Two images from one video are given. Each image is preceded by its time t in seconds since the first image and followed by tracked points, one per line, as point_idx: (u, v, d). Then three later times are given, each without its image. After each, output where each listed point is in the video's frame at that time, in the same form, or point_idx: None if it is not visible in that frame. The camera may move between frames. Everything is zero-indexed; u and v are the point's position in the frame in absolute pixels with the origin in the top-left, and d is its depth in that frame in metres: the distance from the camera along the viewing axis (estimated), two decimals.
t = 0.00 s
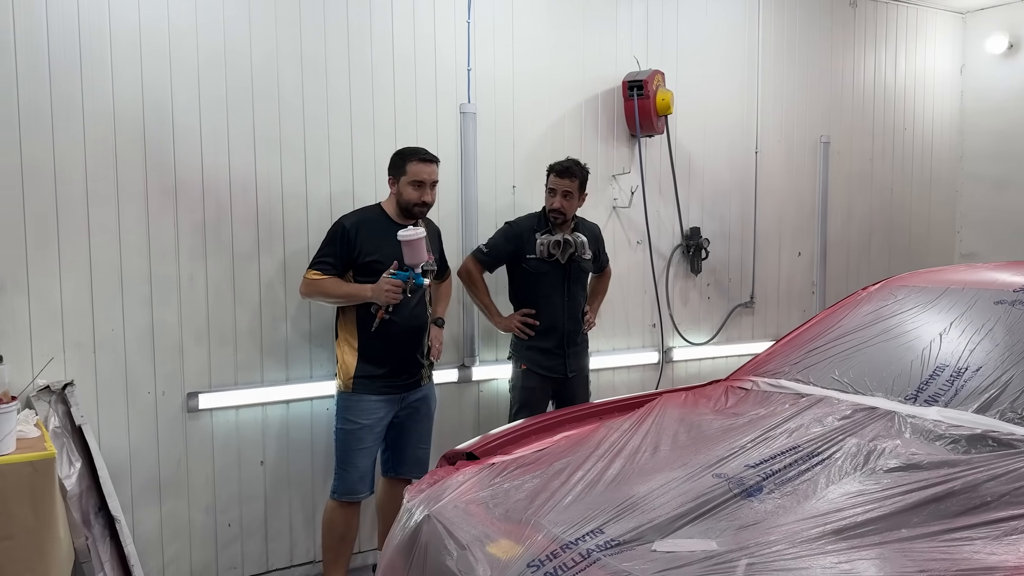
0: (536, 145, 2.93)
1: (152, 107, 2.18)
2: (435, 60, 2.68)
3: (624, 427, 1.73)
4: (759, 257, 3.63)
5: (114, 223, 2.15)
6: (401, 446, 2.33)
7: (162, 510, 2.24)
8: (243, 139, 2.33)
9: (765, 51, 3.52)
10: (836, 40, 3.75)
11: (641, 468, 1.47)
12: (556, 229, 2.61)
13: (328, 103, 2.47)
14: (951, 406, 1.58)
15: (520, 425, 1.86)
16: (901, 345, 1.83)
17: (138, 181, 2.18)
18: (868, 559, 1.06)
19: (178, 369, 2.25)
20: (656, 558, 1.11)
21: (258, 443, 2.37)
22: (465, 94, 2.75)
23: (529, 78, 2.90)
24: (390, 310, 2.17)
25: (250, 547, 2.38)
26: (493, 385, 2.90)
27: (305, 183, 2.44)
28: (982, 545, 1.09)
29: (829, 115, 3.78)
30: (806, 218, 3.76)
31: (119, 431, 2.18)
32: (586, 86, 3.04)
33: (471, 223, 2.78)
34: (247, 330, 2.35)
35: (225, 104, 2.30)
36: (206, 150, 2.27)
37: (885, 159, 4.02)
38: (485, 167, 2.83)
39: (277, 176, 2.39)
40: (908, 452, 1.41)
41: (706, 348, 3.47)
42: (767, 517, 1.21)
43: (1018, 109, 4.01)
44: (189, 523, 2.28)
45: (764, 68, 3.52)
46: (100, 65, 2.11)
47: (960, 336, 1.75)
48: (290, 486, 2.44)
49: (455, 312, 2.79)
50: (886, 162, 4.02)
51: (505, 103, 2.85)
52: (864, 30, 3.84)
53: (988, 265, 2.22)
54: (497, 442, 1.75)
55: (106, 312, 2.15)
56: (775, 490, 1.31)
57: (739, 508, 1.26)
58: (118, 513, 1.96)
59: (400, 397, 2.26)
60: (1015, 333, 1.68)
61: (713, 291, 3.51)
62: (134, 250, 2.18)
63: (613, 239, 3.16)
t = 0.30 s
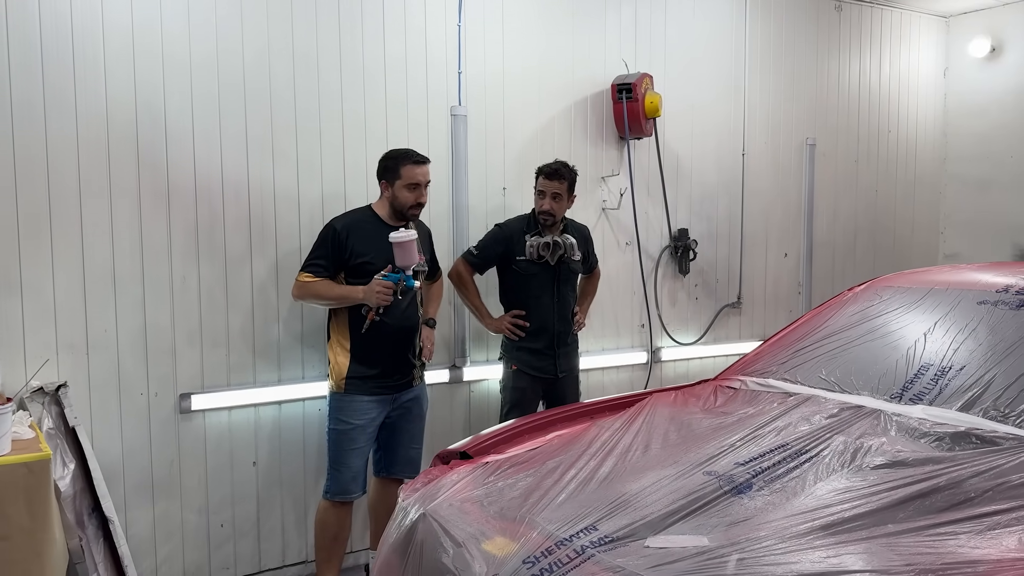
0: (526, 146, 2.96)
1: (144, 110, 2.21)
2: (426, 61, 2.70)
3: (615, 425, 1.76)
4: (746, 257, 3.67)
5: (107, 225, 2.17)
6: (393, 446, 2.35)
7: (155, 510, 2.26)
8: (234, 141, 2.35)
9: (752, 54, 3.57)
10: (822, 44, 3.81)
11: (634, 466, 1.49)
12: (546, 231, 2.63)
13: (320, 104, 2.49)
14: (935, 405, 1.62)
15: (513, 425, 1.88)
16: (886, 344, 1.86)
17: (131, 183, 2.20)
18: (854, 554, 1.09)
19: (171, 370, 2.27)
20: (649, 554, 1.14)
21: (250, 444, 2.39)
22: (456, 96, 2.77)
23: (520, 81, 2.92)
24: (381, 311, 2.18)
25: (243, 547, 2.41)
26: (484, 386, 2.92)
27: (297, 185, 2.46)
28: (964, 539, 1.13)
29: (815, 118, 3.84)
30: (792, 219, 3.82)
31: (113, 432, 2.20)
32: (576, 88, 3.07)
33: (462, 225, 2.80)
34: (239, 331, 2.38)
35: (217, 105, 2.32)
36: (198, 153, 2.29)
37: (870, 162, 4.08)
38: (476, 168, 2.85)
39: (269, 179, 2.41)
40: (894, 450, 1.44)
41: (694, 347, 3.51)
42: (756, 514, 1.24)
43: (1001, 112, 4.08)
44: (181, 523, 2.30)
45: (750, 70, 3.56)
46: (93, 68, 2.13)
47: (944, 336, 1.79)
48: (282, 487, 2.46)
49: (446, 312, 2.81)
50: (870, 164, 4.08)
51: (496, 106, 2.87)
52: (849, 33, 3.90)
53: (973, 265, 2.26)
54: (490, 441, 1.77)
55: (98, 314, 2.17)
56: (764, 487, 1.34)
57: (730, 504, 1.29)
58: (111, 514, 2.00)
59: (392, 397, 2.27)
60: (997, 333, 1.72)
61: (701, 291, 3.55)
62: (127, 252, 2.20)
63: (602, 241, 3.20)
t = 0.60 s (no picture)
0: (522, 150, 2.98)
1: (141, 116, 2.22)
2: (422, 65, 2.71)
3: (612, 427, 1.78)
4: (739, 260, 3.71)
5: (104, 230, 2.19)
6: (390, 449, 2.35)
7: (152, 513, 2.28)
8: (231, 146, 2.36)
9: (744, 59, 3.60)
10: (813, 49, 3.85)
11: (632, 467, 1.51)
12: (541, 234, 2.65)
13: (316, 109, 2.50)
14: (928, 405, 1.65)
15: (511, 427, 1.90)
16: (880, 346, 1.89)
17: (128, 188, 2.21)
18: (851, 552, 1.11)
19: (168, 374, 2.29)
20: (649, 553, 1.15)
21: (247, 448, 2.41)
22: (451, 101, 2.78)
23: (515, 85, 2.94)
24: (379, 316, 2.19)
25: (240, 550, 2.42)
26: (480, 389, 2.93)
27: (293, 189, 2.47)
28: (958, 537, 1.15)
29: (806, 123, 3.88)
30: (784, 223, 3.85)
31: (110, 436, 2.21)
32: (570, 93, 3.09)
33: (458, 228, 2.81)
34: (236, 335, 2.39)
35: (214, 110, 2.32)
36: (195, 158, 2.30)
37: (861, 166, 4.12)
38: (472, 172, 2.86)
39: (266, 183, 2.42)
40: (888, 450, 1.47)
41: (687, 350, 3.54)
42: (754, 513, 1.26)
43: (990, 116, 4.14)
44: (179, 527, 2.32)
45: (742, 75, 3.60)
46: (91, 74, 2.14)
47: (936, 338, 1.81)
48: (279, 490, 2.48)
49: (442, 316, 2.81)
50: (861, 168, 4.12)
51: (491, 110, 2.89)
52: (840, 38, 3.95)
53: (964, 268, 2.30)
54: (488, 444, 1.78)
55: (96, 319, 2.18)
56: (761, 487, 1.36)
57: (727, 504, 1.31)
58: (109, 518, 2.01)
59: (389, 401, 2.28)
60: (988, 335, 1.74)
61: (695, 295, 3.57)
62: (125, 257, 2.22)
63: (597, 244, 3.22)
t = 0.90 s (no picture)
0: (516, 152, 2.98)
1: (135, 118, 2.21)
2: (416, 67, 2.71)
3: (609, 428, 1.79)
4: (731, 262, 3.73)
5: (98, 232, 2.18)
6: (386, 452, 2.35)
7: (147, 516, 2.27)
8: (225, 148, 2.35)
9: (736, 62, 3.63)
10: (804, 52, 3.88)
11: (630, 467, 1.52)
12: (535, 236, 2.65)
13: (310, 110, 2.50)
14: (922, 405, 1.66)
15: (508, 428, 1.90)
16: (873, 347, 1.90)
17: (123, 190, 2.20)
18: (848, 550, 1.12)
19: (163, 377, 2.28)
20: (648, 552, 1.16)
21: (242, 450, 2.40)
22: (445, 103, 2.79)
23: (509, 88, 2.95)
24: (375, 318, 2.20)
25: (235, 553, 2.41)
26: (475, 391, 2.93)
27: (288, 191, 2.46)
28: (954, 535, 1.16)
29: (797, 125, 3.91)
30: (776, 225, 3.88)
31: (105, 439, 2.21)
32: (564, 95, 3.10)
33: (453, 230, 2.81)
34: (231, 338, 2.38)
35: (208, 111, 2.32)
36: (190, 160, 2.30)
37: (851, 168, 4.15)
38: (467, 174, 2.86)
39: (260, 185, 2.41)
40: (883, 449, 1.48)
41: (681, 351, 3.55)
42: (752, 512, 1.27)
43: (980, 119, 4.19)
44: (173, 530, 2.31)
45: (734, 77, 3.62)
46: (85, 77, 2.14)
47: (929, 338, 1.83)
48: (274, 493, 2.47)
49: (437, 318, 2.82)
50: (852, 170, 4.16)
51: (485, 112, 2.89)
52: (830, 41, 3.98)
53: (956, 269, 2.32)
54: (485, 445, 1.79)
55: (90, 321, 2.17)
56: (759, 486, 1.37)
57: (725, 503, 1.31)
58: (104, 522, 2.01)
59: (384, 403, 2.28)
60: (980, 335, 1.76)
61: (688, 296, 3.59)
62: (119, 259, 2.21)
63: (590, 246, 3.22)
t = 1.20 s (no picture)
0: (512, 153, 2.99)
1: (132, 118, 2.21)
2: (413, 67, 2.71)
3: (607, 427, 1.80)
4: (726, 262, 3.74)
5: (94, 232, 2.17)
6: (383, 452, 2.35)
7: (144, 517, 2.26)
8: (222, 148, 2.35)
9: (731, 62, 3.65)
10: (798, 53, 3.90)
11: (629, 466, 1.52)
12: (532, 237, 2.65)
13: (306, 110, 2.49)
14: (918, 403, 1.67)
15: (506, 428, 1.91)
16: (868, 346, 1.92)
17: (119, 190, 2.20)
18: (847, 547, 1.13)
19: (159, 378, 2.27)
20: (648, 550, 1.16)
21: (239, 452, 2.40)
22: (441, 104, 2.79)
23: (505, 88, 2.95)
24: (374, 317, 2.21)
25: (232, 554, 2.41)
26: (471, 391, 2.94)
27: (284, 191, 2.46)
28: (951, 532, 1.17)
29: (792, 126, 3.93)
30: (770, 225, 3.89)
31: (101, 441, 2.20)
32: (560, 95, 3.11)
33: (449, 231, 2.82)
34: (227, 339, 2.38)
35: (205, 112, 2.32)
36: (186, 160, 2.29)
37: (845, 169, 4.18)
38: (463, 174, 2.87)
39: (256, 185, 2.41)
40: (880, 447, 1.49)
41: (676, 351, 3.56)
42: (750, 510, 1.27)
43: (972, 119, 4.22)
44: (170, 531, 2.30)
45: (728, 78, 3.64)
46: (81, 78, 2.13)
47: (924, 337, 1.85)
48: (271, 494, 2.47)
49: (433, 318, 2.82)
50: (846, 171, 4.18)
51: (481, 112, 2.89)
52: (824, 42, 4.01)
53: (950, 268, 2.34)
54: (484, 445, 1.79)
55: (86, 323, 2.17)
56: (757, 485, 1.38)
57: (724, 501, 1.32)
58: (101, 524, 2.00)
59: (382, 403, 2.28)
60: (974, 334, 1.78)
61: (683, 296, 3.60)
62: (115, 260, 2.20)
63: (586, 246, 3.23)
